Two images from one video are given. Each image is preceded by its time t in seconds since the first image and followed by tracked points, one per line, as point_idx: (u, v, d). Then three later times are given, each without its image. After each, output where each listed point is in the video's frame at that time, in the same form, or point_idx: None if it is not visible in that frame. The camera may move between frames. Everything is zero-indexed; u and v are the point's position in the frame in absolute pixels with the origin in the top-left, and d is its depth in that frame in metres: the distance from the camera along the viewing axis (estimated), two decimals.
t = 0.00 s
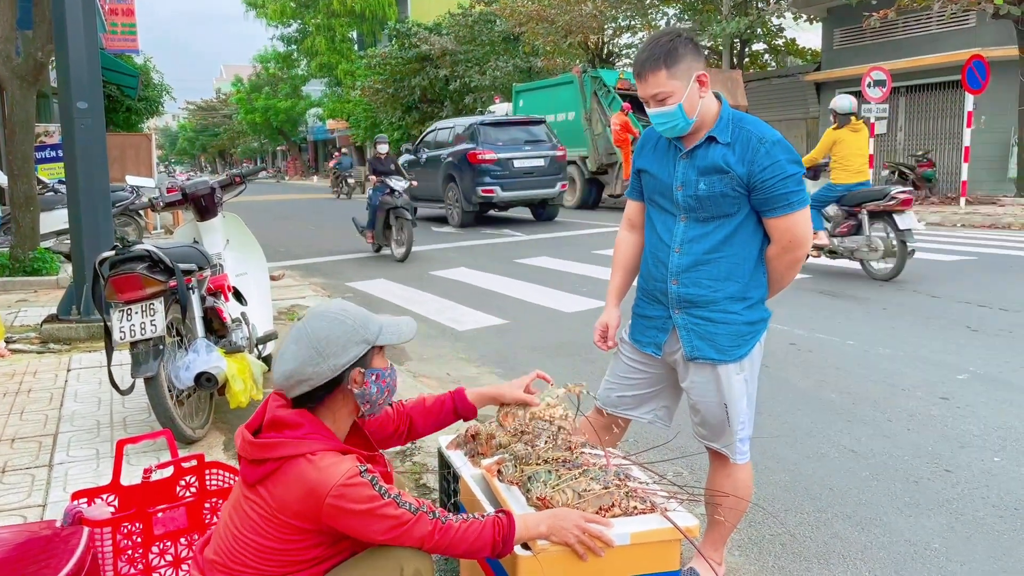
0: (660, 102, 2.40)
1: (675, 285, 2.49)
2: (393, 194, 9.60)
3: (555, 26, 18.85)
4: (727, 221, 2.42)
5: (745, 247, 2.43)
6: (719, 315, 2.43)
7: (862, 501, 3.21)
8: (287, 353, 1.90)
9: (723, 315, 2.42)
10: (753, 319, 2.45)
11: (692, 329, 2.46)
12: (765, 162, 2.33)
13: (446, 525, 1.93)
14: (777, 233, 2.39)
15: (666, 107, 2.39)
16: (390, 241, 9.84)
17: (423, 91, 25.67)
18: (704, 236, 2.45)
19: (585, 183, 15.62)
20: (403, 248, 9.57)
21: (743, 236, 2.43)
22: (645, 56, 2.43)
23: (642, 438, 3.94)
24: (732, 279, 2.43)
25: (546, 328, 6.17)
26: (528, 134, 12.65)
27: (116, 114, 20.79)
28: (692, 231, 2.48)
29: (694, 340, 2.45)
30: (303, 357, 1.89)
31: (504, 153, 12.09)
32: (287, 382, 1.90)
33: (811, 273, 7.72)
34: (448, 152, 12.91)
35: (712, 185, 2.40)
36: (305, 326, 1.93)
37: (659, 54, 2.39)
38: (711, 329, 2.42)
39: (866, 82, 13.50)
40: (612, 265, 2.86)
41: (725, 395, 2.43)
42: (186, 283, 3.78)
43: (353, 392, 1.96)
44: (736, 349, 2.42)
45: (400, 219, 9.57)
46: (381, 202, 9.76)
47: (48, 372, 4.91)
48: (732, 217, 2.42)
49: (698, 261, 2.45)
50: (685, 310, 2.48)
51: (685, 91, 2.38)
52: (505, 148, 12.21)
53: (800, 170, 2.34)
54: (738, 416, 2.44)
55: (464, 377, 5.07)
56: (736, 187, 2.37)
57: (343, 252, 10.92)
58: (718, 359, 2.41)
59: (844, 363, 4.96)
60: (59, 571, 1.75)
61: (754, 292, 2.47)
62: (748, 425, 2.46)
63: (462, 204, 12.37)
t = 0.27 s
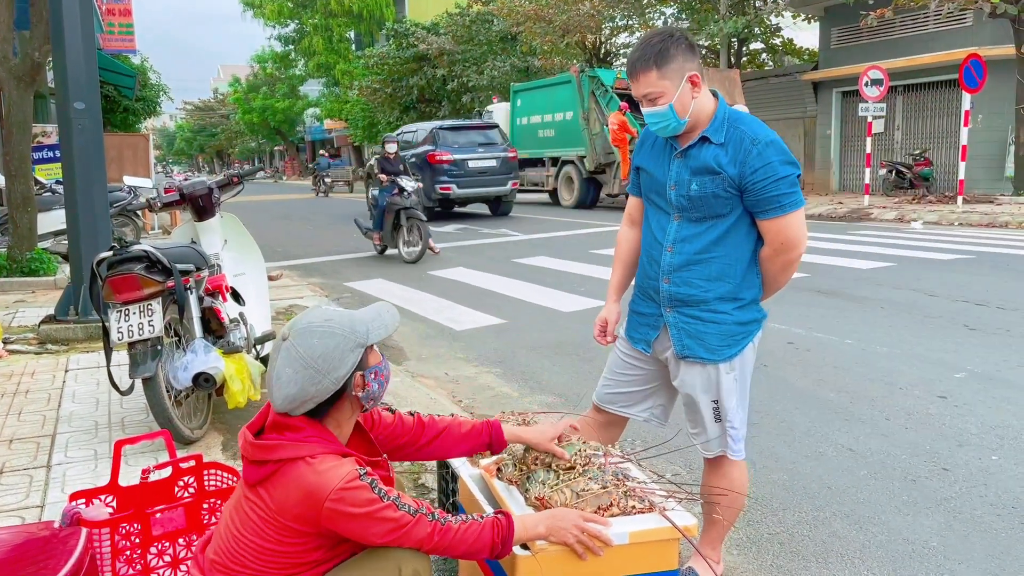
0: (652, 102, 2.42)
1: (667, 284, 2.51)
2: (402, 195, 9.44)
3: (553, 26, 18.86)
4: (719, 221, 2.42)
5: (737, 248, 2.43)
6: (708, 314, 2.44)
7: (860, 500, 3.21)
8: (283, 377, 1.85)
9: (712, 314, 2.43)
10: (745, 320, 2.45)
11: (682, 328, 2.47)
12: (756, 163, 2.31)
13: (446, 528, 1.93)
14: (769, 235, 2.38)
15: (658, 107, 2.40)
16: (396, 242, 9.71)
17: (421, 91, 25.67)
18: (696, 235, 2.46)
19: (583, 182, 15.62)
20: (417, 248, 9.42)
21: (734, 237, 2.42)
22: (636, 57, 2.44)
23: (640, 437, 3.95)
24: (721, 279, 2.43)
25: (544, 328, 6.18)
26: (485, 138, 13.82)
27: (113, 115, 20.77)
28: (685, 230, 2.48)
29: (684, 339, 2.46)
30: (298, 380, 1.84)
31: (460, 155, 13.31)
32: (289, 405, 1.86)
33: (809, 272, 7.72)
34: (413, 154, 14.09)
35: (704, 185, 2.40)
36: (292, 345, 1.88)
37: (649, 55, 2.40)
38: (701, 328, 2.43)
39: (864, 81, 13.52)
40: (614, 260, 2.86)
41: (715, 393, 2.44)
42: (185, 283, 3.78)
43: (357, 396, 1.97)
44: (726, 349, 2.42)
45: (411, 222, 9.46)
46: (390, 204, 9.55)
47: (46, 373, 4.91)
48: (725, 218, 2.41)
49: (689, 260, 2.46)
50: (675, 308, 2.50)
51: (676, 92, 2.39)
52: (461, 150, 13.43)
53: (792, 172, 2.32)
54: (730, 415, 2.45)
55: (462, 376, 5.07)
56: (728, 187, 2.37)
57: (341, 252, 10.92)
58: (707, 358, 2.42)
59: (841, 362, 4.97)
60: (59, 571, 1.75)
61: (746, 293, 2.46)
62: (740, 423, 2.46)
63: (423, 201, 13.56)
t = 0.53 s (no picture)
0: (647, 102, 2.42)
1: (660, 284, 2.52)
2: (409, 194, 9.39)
3: (552, 25, 18.85)
4: (713, 223, 2.42)
5: (729, 249, 2.42)
6: (699, 314, 2.44)
7: (858, 499, 3.21)
8: (290, 378, 1.84)
9: (703, 315, 2.44)
10: (737, 320, 2.45)
11: (674, 328, 2.48)
12: (748, 166, 2.31)
13: (446, 531, 1.92)
14: (762, 237, 2.37)
15: (652, 107, 2.40)
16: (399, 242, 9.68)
17: (419, 91, 25.66)
18: (689, 236, 2.46)
19: (581, 182, 15.63)
20: (427, 249, 9.46)
21: (726, 238, 2.42)
22: (631, 58, 2.43)
23: (638, 437, 3.95)
24: (713, 280, 2.44)
25: (542, 328, 6.18)
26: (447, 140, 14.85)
27: (111, 115, 20.73)
28: (678, 231, 2.49)
29: (676, 339, 2.47)
30: (305, 380, 1.84)
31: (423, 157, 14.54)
32: (298, 405, 1.86)
33: (807, 272, 7.72)
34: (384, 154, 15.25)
35: (697, 187, 2.40)
36: (298, 346, 1.88)
37: (643, 55, 2.39)
38: (692, 328, 2.44)
39: (862, 81, 13.52)
40: (615, 258, 2.87)
41: (708, 393, 2.44)
42: (182, 283, 3.78)
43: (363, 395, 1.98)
44: (718, 349, 2.42)
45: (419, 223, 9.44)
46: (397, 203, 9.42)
47: (44, 373, 4.90)
48: (718, 219, 2.41)
49: (683, 261, 2.46)
50: (667, 308, 2.51)
51: (672, 92, 2.38)
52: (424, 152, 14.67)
53: (784, 174, 2.31)
54: (723, 415, 2.45)
55: (460, 376, 5.07)
56: (721, 190, 2.37)
57: (340, 252, 10.91)
58: (699, 358, 2.43)
59: (839, 362, 4.97)
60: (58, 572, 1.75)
61: (738, 294, 2.46)
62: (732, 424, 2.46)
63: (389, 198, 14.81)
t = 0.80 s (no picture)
0: (644, 104, 2.43)
1: (660, 285, 2.52)
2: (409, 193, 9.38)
3: (550, 25, 18.85)
4: (711, 223, 2.42)
5: (729, 250, 2.42)
6: (699, 315, 2.44)
7: (857, 499, 3.22)
8: (318, 358, 1.87)
9: (703, 316, 2.44)
10: (738, 321, 2.45)
11: (675, 328, 2.48)
12: (746, 166, 2.31)
13: (444, 531, 1.92)
14: (759, 237, 2.37)
15: (650, 109, 2.41)
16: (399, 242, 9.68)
17: (418, 91, 25.67)
18: (689, 238, 2.46)
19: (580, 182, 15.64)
20: (428, 249, 9.47)
21: (725, 239, 2.42)
22: (626, 60, 2.44)
23: (637, 437, 3.95)
24: (714, 280, 2.43)
25: (541, 327, 6.18)
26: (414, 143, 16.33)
27: (109, 114, 20.71)
28: (678, 232, 2.49)
29: (676, 339, 2.47)
30: (339, 361, 1.89)
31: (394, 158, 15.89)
32: (324, 386, 1.88)
33: (806, 272, 7.73)
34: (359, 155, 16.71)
35: (695, 188, 2.40)
36: (326, 329, 1.92)
37: (638, 58, 2.41)
38: (693, 328, 2.44)
39: (860, 81, 13.53)
40: (615, 259, 2.87)
41: (708, 393, 2.44)
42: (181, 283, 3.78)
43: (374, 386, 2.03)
44: (718, 349, 2.42)
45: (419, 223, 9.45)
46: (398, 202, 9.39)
47: (42, 373, 4.90)
48: (716, 219, 2.41)
49: (682, 261, 2.46)
50: (668, 309, 2.51)
51: (668, 93, 2.39)
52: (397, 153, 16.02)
53: (783, 174, 2.31)
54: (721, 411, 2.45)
55: (458, 376, 5.06)
56: (719, 190, 2.37)
57: (338, 251, 10.90)
58: (698, 358, 2.43)
59: (838, 361, 4.98)
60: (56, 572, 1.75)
61: (738, 295, 2.46)
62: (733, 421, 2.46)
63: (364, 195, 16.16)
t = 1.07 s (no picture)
0: (645, 106, 2.41)
1: (661, 285, 2.52)
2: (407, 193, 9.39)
3: (549, 25, 18.86)
4: (712, 223, 2.42)
5: (730, 250, 2.43)
6: (700, 316, 2.44)
7: (855, 499, 3.22)
8: (331, 337, 1.92)
9: (704, 317, 2.44)
10: (739, 321, 2.46)
11: (675, 328, 2.48)
12: (746, 165, 2.31)
13: (444, 529, 1.93)
14: (759, 236, 2.38)
15: (650, 110, 2.40)
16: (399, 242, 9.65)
17: (417, 91, 25.68)
18: (690, 238, 2.46)
19: (579, 183, 15.66)
20: (427, 249, 9.46)
21: (726, 239, 2.42)
22: (625, 61, 2.42)
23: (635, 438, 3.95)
24: (716, 281, 2.44)
25: (540, 327, 6.18)
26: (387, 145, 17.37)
27: (108, 114, 20.69)
28: (679, 232, 2.49)
29: (678, 339, 2.47)
30: (348, 342, 1.92)
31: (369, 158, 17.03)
32: (325, 364, 1.90)
33: (805, 272, 7.73)
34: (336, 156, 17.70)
35: (695, 188, 2.40)
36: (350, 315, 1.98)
37: (637, 60, 2.39)
38: (694, 328, 2.44)
39: (859, 82, 13.54)
40: (614, 259, 2.87)
41: (709, 392, 2.44)
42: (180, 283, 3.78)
43: (378, 390, 2.02)
44: (718, 349, 2.43)
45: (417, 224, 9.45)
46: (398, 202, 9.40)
47: (41, 373, 4.89)
48: (717, 219, 2.42)
49: (683, 261, 2.47)
50: (669, 310, 2.51)
51: (668, 94, 2.38)
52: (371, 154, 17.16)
53: (783, 174, 2.31)
54: (721, 408, 2.45)
55: (457, 376, 5.07)
56: (719, 189, 2.37)
57: (337, 251, 10.90)
58: (700, 358, 2.43)
59: (836, 362, 4.98)
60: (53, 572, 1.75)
61: (740, 295, 2.46)
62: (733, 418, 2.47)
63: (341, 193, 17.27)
